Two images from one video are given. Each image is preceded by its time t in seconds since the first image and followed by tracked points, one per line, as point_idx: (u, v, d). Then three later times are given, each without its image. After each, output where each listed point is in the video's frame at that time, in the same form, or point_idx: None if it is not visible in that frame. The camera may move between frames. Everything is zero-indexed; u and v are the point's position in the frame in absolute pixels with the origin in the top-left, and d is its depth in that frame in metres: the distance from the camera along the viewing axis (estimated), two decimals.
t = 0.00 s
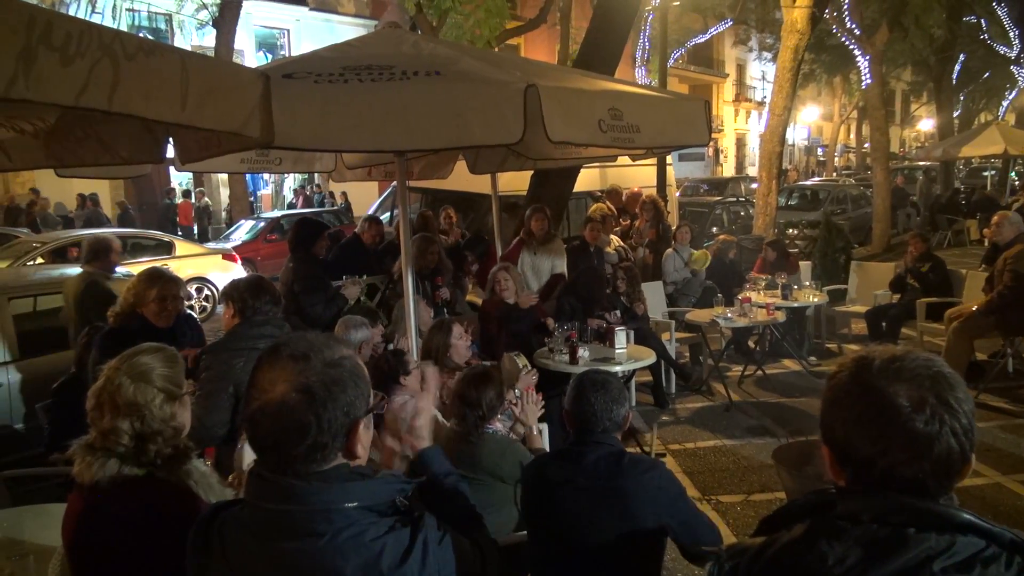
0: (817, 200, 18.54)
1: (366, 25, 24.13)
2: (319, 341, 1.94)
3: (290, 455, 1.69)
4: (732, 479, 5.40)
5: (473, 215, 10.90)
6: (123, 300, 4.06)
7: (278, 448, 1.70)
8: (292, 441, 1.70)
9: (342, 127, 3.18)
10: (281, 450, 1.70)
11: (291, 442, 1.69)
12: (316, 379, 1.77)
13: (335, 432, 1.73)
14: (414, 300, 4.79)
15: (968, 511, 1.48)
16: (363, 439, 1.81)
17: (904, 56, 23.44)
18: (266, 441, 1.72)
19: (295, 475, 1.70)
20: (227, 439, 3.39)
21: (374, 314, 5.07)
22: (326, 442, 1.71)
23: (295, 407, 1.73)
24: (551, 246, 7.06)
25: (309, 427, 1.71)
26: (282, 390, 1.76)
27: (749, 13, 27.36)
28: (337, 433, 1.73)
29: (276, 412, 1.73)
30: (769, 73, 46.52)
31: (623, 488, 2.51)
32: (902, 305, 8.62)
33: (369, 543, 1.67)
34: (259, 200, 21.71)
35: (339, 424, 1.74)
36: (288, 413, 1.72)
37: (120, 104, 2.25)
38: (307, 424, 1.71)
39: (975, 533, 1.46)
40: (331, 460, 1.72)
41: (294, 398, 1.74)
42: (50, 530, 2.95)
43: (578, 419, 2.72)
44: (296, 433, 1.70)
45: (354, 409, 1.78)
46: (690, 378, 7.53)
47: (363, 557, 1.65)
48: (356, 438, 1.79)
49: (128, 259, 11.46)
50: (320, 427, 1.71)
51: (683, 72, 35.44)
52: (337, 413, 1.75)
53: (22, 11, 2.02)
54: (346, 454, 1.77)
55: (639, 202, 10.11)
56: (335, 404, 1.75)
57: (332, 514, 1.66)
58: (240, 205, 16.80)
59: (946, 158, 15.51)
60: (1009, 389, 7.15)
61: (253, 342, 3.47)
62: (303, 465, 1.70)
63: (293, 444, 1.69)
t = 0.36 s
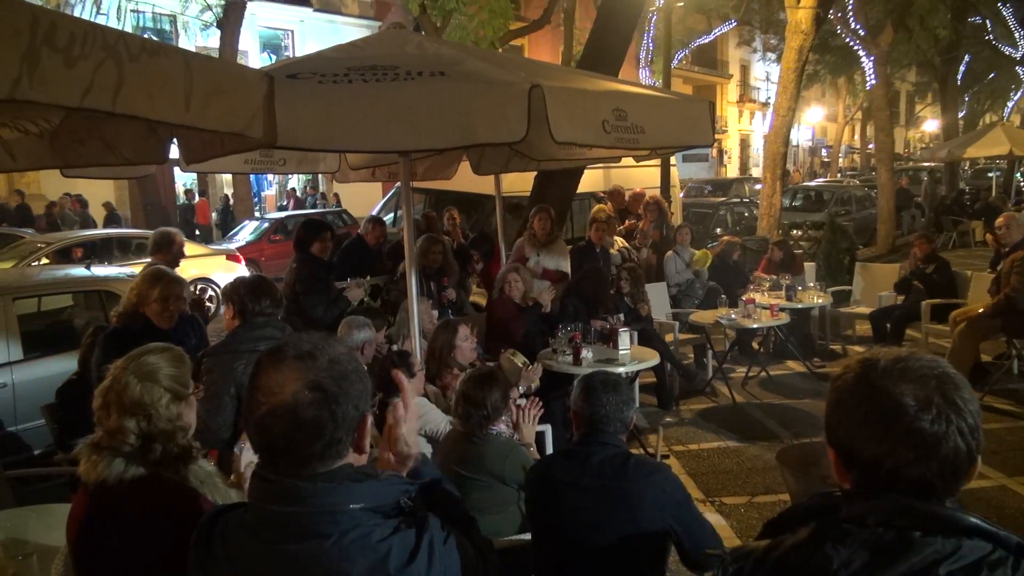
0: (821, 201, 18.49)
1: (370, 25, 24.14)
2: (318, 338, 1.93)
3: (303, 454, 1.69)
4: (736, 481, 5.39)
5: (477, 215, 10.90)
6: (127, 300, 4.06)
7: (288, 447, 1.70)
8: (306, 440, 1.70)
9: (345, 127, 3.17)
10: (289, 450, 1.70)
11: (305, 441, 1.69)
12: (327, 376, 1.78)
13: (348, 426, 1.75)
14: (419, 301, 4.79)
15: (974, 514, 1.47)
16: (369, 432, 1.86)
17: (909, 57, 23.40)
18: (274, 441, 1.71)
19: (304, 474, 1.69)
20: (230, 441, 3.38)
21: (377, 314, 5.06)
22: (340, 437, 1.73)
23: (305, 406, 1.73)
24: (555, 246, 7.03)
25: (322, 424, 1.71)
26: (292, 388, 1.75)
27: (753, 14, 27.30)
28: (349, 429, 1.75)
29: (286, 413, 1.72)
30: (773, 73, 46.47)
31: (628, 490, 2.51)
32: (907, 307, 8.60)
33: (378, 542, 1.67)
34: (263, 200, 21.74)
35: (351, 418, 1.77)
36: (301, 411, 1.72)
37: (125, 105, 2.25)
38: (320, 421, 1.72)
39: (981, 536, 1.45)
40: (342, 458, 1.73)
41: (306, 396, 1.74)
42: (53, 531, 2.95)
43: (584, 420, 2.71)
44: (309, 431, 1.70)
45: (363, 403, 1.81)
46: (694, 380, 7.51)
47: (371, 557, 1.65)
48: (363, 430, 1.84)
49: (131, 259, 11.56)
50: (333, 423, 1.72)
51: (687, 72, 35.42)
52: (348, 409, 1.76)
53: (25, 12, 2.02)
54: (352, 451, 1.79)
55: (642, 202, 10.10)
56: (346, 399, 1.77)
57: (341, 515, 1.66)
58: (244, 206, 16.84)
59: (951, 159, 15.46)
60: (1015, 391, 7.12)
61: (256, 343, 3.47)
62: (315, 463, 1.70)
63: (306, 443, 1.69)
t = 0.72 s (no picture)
0: (825, 201, 18.44)
1: (373, 26, 24.15)
2: (319, 339, 1.92)
3: (308, 457, 1.69)
4: (740, 482, 5.38)
5: (480, 216, 10.90)
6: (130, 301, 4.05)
7: (292, 451, 1.69)
8: (311, 444, 1.69)
9: (349, 128, 3.18)
10: (292, 454, 1.69)
11: (312, 444, 1.69)
12: (331, 379, 1.78)
13: (352, 428, 1.75)
14: (422, 302, 4.78)
15: (982, 515, 1.47)
16: (371, 434, 1.88)
17: (912, 57, 23.35)
18: (278, 445, 1.70)
19: (308, 477, 1.69)
20: (232, 442, 3.38)
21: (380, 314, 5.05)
22: (345, 440, 1.73)
23: (310, 410, 1.72)
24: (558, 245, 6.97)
25: (327, 427, 1.71)
26: (297, 393, 1.74)
27: (756, 14, 27.26)
28: (353, 431, 1.75)
29: (291, 418, 1.72)
30: (777, 74, 46.40)
31: (632, 492, 2.50)
32: (911, 307, 8.57)
33: (383, 542, 1.67)
34: (266, 201, 21.76)
35: (356, 420, 1.77)
36: (306, 415, 1.72)
37: (127, 106, 2.25)
38: (326, 424, 1.71)
39: (987, 537, 1.45)
40: (347, 460, 1.73)
41: (310, 400, 1.73)
42: (56, 531, 2.95)
43: (587, 421, 2.71)
44: (314, 434, 1.70)
45: (366, 405, 1.81)
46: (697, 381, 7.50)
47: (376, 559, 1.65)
48: (367, 431, 1.86)
49: (135, 260, 11.63)
50: (339, 425, 1.73)
51: (690, 72, 35.38)
52: (353, 411, 1.77)
53: (28, 13, 2.03)
54: (355, 453, 1.79)
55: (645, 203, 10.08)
56: (351, 402, 1.77)
57: (345, 516, 1.66)
58: (247, 206, 16.86)
59: (955, 159, 15.41)
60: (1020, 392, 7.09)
61: (258, 344, 3.47)
62: (319, 466, 1.70)
63: (312, 447, 1.69)
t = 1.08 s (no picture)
0: (828, 203, 18.40)
1: (375, 28, 24.18)
2: (318, 344, 1.92)
3: (308, 461, 1.69)
4: (742, 484, 5.37)
5: (482, 217, 10.90)
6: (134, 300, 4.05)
7: (291, 456, 1.69)
8: (310, 450, 1.69)
9: (352, 131, 3.19)
10: (292, 459, 1.69)
11: (311, 449, 1.69)
12: (330, 384, 1.77)
13: (352, 433, 1.75)
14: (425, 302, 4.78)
15: (982, 518, 1.47)
16: (372, 436, 1.88)
17: (915, 59, 23.31)
18: (278, 450, 1.70)
19: (309, 481, 1.69)
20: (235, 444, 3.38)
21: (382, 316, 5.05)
22: (344, 445, 1.73)
23: (308, 416, 1.72)
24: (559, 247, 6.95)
25: (326, 432, 1.71)
26: (295, 399, 1.74)
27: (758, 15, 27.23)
28: (353, 435, 1.75)
29: (291, 424, 1.71)
30: (780, 76, 46.37)
31: (633, 494, 2.50)
32: (914, 309, 8.56)
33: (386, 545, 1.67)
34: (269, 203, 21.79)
35: (355, 425, 1.77)
36: (305, 421, 1.71)
37: (130, 108, 2.26)
38: (324, 430, 1.71)
39: (988, 540, 1.45)
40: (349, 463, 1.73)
41: (309, 406, 1.73)
42: (60, 531, 2.96)
43: (588, 424, 2.71)
44: (314, 438, 1.70)
45: (365, 409, 1.81)
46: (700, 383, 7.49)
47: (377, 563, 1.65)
48: (367, 435, 1.86)
49: (138, 261, 11.66)
50: (339, 429, 1.73)
51: (693, 74, 35.36)
52: (351, 416, 1.76)
53: (32, 14, 2.03)
54: (356, 456, 1.79)
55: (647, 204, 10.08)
56: (349, 406, 1.77)
57: (347, 519, 1.66)
58: (249, 208, 16.88)
59: (959, 161, 15.38)
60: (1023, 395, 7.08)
61: (259, 345, 3.48)
62: (319, 470, 1.70)
63: (312, 451, 1.69)
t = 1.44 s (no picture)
0: (830, 204, 18.41)
1: (378, 30, 24.20)
2: (308, 351, 1.93)
3: (307, 464, 1.68)
4: (745, 485, 5.37)
5: (484, 218, 10.92)
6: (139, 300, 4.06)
7: (289, 460, 1.69)
8: (306, 456, 1.69)
9: (353, 133, 3.19)
10: (289, 464, 1.69)
11: (306, 455, 1.69)
12: (322, 390, 1.78)
13: (347, 436, 1.76)
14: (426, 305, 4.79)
15: (985, 519, 1.46)
16: (368, 439, 1.88)
17: (918, 59, 23.32)
18: (276, 456, 1.70)
19: (307, 485, 1.68)
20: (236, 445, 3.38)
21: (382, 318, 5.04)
22: (341, 448, 1.73)
23: (300, 423, 1.72)
24: (559, 248, 6.93)
25: (320, 438, 1.71)
26: (287, 407, 1.74)
27: (760, 15, 27.23)
28: (349, 440, 1.75)
29: (286, 431, 1.71)
30: (782, 76, 46.37)
31: (635, 496, 2.50)
32: (918, 310, 8.56)
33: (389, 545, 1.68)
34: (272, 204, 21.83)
35: (351, 429, 1.77)
36: (298, 429, 1.72)
37: (132, 110, 2.27)
38: (319, 436, 1.71)
39: (992, 540, 1.44)
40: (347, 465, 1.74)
41: (302, 413, 1.74)
42: (64, 532, 2.97)
43: (588, 426, 2.71)
44: (311, 442, 1.70)
45: (360, 411, 1.81)
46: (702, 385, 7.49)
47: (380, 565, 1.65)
48: (364, 437, 1.86)
49: (140, 262, 11.69)
50: (336, 433, 1.73)
51: (696, 75, 35.38)
52: (346, 420, 1.76)
53: (34, 16, 2.04)
54: (353, 459, 1.79)
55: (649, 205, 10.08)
56: (342, 410, 1.77)
57: (348, 521, 1.66)
58: (252, 209, 16.91)
59: (962, 161, 15.37)
60: None
61: (258, 347, 3.49)
62: (319, 473, 1.69)
63: (308, 457, 1.69)
